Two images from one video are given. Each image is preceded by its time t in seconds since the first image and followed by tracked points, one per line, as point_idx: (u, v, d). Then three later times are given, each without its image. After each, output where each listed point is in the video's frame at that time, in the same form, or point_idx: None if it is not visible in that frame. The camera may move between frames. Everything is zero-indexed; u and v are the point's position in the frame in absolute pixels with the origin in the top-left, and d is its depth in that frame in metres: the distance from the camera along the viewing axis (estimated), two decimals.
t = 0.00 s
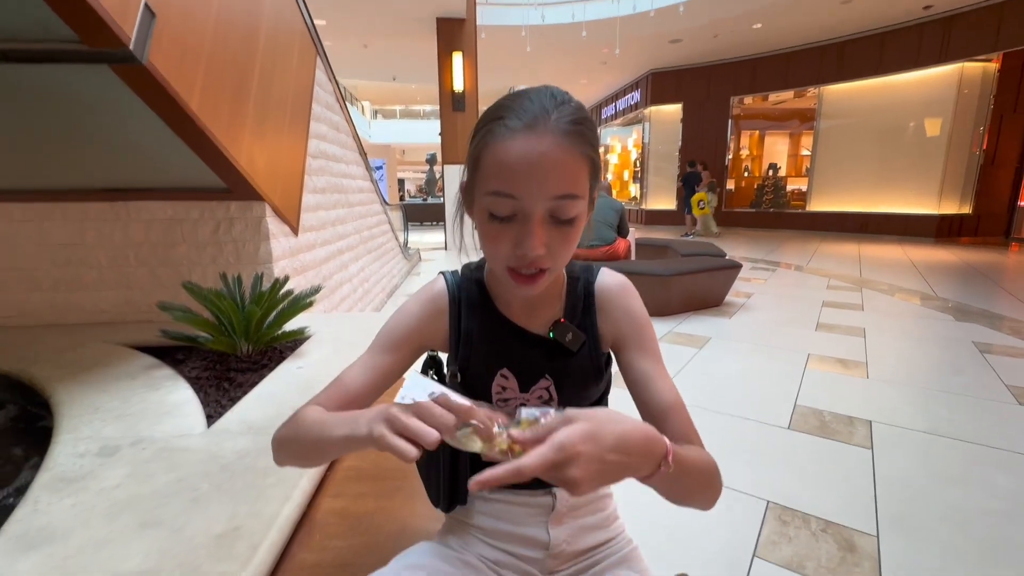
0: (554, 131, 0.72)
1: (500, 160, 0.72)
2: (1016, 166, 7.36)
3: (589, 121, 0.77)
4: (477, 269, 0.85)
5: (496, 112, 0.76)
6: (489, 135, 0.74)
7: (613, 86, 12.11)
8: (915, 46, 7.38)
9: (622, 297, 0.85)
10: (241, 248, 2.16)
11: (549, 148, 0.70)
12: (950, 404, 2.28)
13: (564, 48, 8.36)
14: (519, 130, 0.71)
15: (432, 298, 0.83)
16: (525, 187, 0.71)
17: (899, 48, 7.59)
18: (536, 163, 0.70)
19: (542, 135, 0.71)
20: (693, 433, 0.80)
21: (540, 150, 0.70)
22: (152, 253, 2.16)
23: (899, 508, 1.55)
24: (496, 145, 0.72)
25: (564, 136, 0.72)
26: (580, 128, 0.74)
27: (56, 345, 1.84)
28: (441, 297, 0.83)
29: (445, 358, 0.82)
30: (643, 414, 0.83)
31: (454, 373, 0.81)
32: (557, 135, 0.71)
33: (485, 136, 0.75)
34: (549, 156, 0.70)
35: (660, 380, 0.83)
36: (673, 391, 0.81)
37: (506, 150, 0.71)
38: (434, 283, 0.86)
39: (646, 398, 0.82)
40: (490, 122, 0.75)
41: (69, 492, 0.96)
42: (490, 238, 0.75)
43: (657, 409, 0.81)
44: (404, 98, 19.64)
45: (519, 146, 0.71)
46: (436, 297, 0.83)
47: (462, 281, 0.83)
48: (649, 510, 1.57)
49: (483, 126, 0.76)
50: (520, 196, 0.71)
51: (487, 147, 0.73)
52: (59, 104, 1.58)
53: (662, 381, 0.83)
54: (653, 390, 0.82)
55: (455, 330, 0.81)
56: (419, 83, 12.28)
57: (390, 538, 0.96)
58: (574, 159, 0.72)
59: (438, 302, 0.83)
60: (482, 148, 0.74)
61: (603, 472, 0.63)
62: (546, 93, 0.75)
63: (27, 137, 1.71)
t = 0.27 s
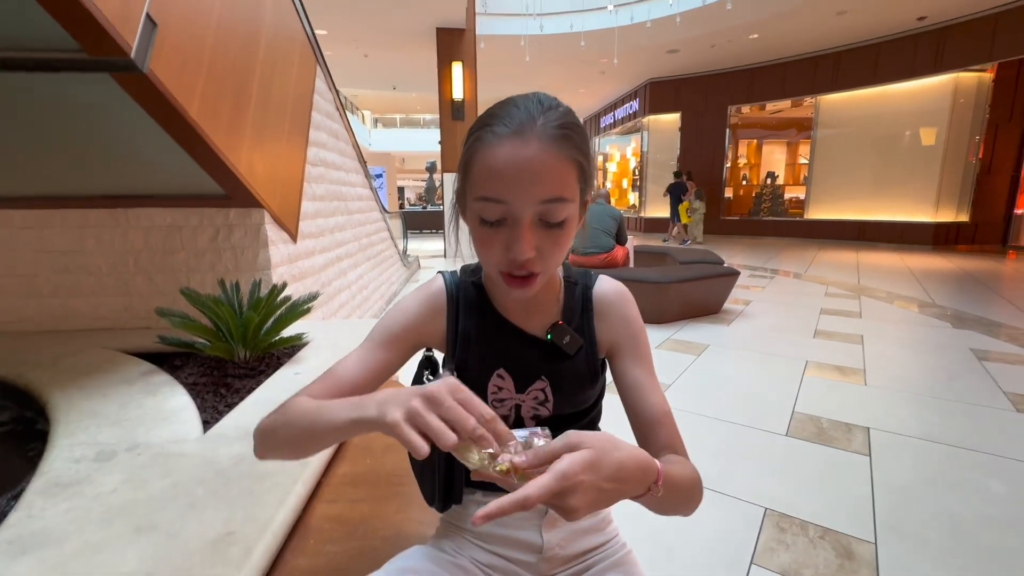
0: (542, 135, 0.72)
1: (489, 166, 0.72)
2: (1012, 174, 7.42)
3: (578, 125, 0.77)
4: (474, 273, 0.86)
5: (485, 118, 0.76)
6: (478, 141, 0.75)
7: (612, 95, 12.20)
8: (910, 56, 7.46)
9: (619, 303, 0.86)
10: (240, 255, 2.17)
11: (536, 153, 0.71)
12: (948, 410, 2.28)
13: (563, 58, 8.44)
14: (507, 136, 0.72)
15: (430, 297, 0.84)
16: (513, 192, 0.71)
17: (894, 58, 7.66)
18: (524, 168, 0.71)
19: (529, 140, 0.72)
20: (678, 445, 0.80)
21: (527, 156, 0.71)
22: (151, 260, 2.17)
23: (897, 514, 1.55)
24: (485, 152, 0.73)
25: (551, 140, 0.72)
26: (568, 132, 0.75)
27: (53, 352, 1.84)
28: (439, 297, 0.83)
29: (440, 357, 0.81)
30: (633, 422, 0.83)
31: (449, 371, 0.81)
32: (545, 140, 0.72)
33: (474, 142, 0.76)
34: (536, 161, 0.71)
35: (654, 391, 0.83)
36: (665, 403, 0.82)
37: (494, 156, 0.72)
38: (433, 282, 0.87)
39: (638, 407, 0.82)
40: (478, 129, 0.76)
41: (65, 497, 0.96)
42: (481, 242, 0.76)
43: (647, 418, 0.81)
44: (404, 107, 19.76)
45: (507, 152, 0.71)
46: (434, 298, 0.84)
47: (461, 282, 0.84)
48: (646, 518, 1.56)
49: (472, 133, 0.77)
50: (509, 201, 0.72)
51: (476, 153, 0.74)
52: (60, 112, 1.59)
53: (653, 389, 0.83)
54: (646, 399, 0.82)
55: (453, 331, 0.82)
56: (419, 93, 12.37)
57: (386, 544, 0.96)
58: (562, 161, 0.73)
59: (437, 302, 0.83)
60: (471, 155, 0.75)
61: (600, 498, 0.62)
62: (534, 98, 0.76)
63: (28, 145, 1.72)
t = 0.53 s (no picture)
0: (541, 118, 0.73)
1: (489, 146, 0.73)
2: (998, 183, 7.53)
3: (574, 111, 0.78)
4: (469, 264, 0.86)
5: (484, 102, 0.77)
6: (477, 124, 0.75)
7: (605, 104, 12.30)
8: (898, 67, 7.58)
9: (611, 297, 0.86)
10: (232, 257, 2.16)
11: (535, 133, 0.72)
12: (939, 414, 2.29)
13: (557, 67, 8.50)
14: (507, 117, 0.73)
15: (423, 289, 0.83)
16: (514, 172, 0.72)
17: (882, 69, 7.79)
18: (524, 147, 0.71)
19: (529, 121, 0.73)
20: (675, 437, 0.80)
21: (527, 135, 0.72)
22: (141, 262, 2.15)
23: (889, 516, 1.55)
24: (485, 133, 0.74)
25: (550, 122, 0.73)
26: (566, 116, 0.76)
27: (39, 354, 1.81)
28: (432, 288, 0.83)
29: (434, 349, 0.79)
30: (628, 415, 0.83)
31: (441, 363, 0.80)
32: (544, 121, 0.73)
33: (474, 125, 0.76)
34: (536, 141, 0.72)
35: (648, 385, 0.83)
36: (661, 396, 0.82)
37: (494, 136, 0.72)
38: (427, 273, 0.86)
39: (633, 401, 0.82)
40: (478, 112, 0.77)
41: (46, 498, 0.94)
42: (480, 224, 0.75)
43: (643, 411, 0.81)
44: (399, 115, 19.82)
45: (507, 132, 0.72)
46: (427, 289, 0.83)
47: (455, 274, 0.84)
48: (639, 520, 1.55)
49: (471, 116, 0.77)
50: (509, 181, 0.72)
51: (475, 135, 0.75)
52: (49, 113, 1.58)
53: (648, 381, 0.83)
54: (640, 392, 0.82)
55: (445, 323, 0.81)
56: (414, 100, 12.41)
57: (376, 543, 0.95)
58: (561, 143, 0.74)
59: (429, 294, 0.83)
60: (471, 136, 0.76)
61: (609, 504, 0.62)
62: (532, 83, 0.77)
63: (17, 145, 1.71)
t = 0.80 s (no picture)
0: (557, 117, 0.74)
1: (505, 143, 0.73)
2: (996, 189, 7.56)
3: (587, 113, 0.79)
4: (472, 264, 0.86)
5: (499, 101, 0.77)
6: (493, 121, 0.75)
7: (604, 110, 12.35)
8: (894, 74, 7.63)
9: (614, 300, 0.86)
10: (231, 261, 2.16)
11: (552, 132, 0.72)
12: (939, 419, 2.29)
13: (556, 73, 8.55)
14: (524, 115, 0.73)
15: (426, 289, 0.83)
16: (528, 170, 0.72)
17: (879, 76, 7.84)
18: (540, 145, 0.72)
19: (545, 121, 0.73)
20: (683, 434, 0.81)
21: (544, 134, 0.72)
22: (139, 266, 2.14)
23: (889, 521, 1.55)
24: (500, 130, 0.73)
25: (565, 123, 0.74)
26: (580, 117, 0.77)
27: (36, 358, 1.81)
28: (436, 288, 0.83)
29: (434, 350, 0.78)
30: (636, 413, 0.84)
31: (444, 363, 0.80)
32: (560, 122, 0.74)
33: (489, 122, 0.76)
34: (552, 140, 0.72)
35: (653, 383, 0.84)
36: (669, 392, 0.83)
37: (511, 133, 0.72)
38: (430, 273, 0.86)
39: (640, 399, 0.83)
40: (492, 110, 0.77)
41: (41, 501, 0.93)
42: (492, 220, 0.75)
43: (653, 408, 0.82)
44: (399, 121, 19.89)
45: (524, 130, 0.72)
46: (430, 290, 0.83)
47: (459, 275, 0.84)
48: (639, 525, 1.54)
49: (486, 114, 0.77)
50: (523, 178, 0.72)
51: (491, 131, 0.75)
52: (49, 116, 1.58)
53: (653, 380, 0.84)
54: (646, 391, 0.83)
55: (448, 324, 0.81)
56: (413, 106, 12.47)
57: (374, 547, 0.94)
58: (574, 143, 0.74)
59: (432, 295, 0.83)
60: (486, 134, 0.76)
61: (627, 486, 0.62)
62: (548, 84, 0.78)
63: (16, 149, 1.71)
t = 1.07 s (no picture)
0: (562, 114, 0.74)
1: (511, 136, 0.73)
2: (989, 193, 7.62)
3: (591, 111, 0.80)
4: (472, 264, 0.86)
5: (505, 97, 0.77)
6: (499, 116, 0.75)
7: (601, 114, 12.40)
8: (888, 79, 7.70)
9: (613, 301, 0.87)
10: (226, 264, 2.15)
11: (558, 127, 0.73)
12: (934, 421, 2.29)
13: (553, 78, 8.58)
14: (530, 111, 0.73)
15: (425, 289, 0.83)
16: (533, 164, 0.72)
17: (872, 81, 7.91)
18: (546, 139, 0.72)
19: (551, 116, 0.73)
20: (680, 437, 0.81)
21: (550, 129, 0.72)
22: (134, 269, 2.13)
23: (887, 523, 1.54)
24: (506, 124, 0.73)
25: (571, 119, 0.74)
26: (584, 115, 0.77)
27: (29, 361, 1.79)
28: (436, 288, 0.83)
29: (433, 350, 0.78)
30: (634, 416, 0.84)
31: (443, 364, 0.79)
32: (565, 118, 0.74)
33: (495, 117, 0.76)
34: (558, 135, 0.72)
35: (651, 385, 0.84)
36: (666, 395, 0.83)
37: (517, 127, 0.72)
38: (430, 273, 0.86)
39: (639, 401, 0.83)
40: (498, 106, 0.77)
41: (32, 506, 0.92)
42: (495, 214, 0.75)
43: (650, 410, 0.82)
44: (396, 125, 19.93)
45: (530, 124, 0.72)
46: (429, 290, 0.83)
47: (459, 275, 0.84)
48: (637, 528, 1.54)
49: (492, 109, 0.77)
50: (528, 172, 0.72)
51: (497, 126, 0.75)
52: (44, 118, 1.57)
53: (651, 382, 0.84)
54: (644, 393, 0.83)
55: (448, 324, 0.80)
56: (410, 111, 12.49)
57: (371, 551, 0.93)
58: (579, 139, 0.75)
59: (432, 295, 0.82)
60: (492, 128, 0.75)
61: (639, 490, 0.62)
62: (553, 82, 0.78)
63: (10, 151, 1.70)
